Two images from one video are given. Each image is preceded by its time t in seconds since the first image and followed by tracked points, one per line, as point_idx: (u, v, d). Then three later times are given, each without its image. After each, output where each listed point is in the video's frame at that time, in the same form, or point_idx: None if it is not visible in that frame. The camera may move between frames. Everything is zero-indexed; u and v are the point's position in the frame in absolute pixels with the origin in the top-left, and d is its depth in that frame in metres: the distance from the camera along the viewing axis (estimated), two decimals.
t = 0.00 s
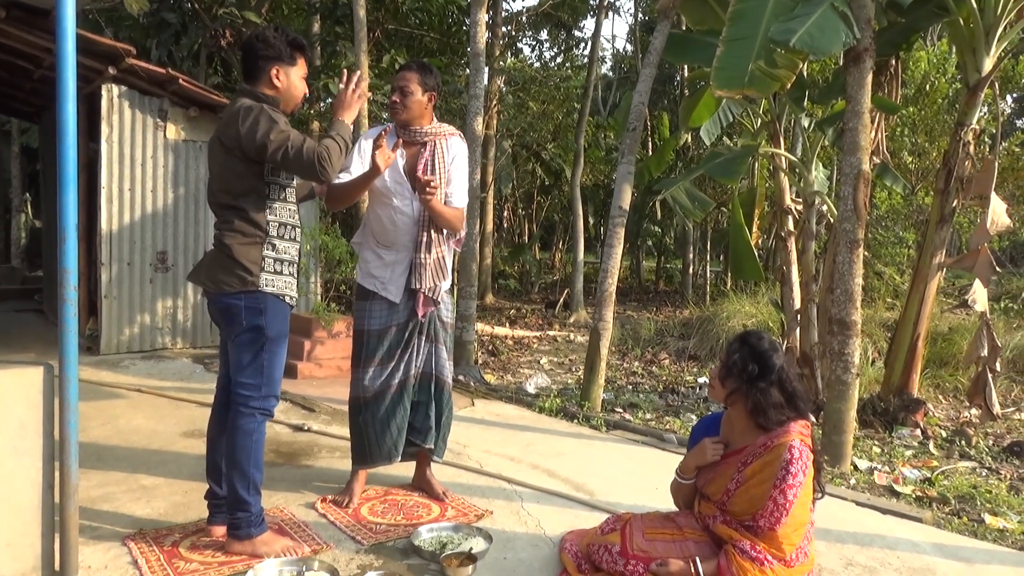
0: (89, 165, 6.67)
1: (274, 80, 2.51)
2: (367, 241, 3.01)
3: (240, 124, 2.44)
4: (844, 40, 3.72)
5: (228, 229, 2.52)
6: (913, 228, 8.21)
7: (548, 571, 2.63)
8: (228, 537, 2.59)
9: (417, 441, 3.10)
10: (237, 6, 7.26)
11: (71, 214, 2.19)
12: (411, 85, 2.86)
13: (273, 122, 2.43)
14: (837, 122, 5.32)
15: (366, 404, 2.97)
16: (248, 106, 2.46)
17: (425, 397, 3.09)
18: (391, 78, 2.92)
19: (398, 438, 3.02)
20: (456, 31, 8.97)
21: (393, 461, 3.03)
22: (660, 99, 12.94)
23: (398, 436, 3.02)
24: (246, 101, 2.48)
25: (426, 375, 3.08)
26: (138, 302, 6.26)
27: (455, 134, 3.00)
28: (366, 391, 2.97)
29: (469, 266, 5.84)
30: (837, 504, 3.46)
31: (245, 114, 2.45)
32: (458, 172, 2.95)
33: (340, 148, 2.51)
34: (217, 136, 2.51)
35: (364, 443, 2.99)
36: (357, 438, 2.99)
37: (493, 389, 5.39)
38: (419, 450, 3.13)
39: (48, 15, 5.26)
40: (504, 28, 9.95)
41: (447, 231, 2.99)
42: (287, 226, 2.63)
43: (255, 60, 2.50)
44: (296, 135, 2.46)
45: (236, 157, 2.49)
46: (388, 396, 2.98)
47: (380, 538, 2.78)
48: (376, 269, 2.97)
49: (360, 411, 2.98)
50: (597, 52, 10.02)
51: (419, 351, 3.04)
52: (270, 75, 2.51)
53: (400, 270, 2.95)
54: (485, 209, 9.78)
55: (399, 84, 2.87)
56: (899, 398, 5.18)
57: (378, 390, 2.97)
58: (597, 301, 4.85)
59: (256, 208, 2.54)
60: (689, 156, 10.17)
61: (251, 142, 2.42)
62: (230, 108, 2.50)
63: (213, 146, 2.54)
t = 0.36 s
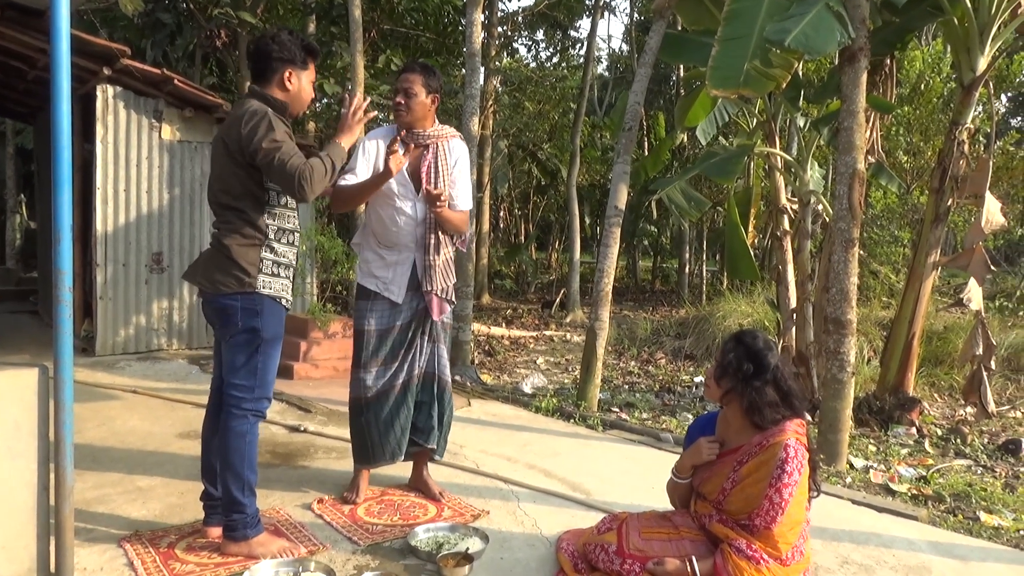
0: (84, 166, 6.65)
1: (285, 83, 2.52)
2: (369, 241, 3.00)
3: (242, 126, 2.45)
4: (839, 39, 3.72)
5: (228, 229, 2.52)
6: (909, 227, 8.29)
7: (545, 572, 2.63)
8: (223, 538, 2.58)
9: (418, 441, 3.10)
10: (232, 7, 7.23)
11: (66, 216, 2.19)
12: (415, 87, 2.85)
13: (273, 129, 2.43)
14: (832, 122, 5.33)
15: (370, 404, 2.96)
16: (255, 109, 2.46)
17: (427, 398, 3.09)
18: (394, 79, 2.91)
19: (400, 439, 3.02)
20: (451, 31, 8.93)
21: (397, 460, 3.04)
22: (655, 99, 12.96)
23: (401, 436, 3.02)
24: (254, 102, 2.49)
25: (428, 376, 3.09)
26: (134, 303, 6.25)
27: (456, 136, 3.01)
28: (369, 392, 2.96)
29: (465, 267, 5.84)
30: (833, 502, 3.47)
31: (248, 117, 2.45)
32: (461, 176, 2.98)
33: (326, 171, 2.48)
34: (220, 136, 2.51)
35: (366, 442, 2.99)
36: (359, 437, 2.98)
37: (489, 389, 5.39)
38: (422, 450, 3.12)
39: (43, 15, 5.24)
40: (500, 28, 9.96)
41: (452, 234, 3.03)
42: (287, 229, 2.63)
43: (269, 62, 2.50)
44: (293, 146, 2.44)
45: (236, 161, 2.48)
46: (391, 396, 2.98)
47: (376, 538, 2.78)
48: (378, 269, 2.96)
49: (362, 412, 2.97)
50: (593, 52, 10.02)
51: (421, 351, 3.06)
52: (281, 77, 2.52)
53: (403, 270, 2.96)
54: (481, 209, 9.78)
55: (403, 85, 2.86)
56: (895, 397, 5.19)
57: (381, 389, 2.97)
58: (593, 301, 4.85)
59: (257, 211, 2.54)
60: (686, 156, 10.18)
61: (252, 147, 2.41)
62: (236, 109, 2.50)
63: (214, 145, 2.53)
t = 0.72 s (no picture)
0: (75, 166, 6.62)
1: (277, 80, 2.52)
2: (352, 239, 3.00)
3: (235, 125, 2.43)
4: (831, 38, 3.73)
5: (227, 229, 2.51)
6: (901, 225, 8.34)
7: (540, 570, 2.63)
8: (218, 539, 2.58)
9: (410, 439, 3.09)
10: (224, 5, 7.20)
11: (58, 216, 2.17)
12: (401, 84, 2.85)
13: (265, 129, 2.42)
14: (825, 120, 5.34)
15: (362, 403, 2.97)
16: (248, 108, 2.45)
17: (417, 394, 3.09)
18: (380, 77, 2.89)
19: (395, 437, 3.02)
20: (444, 30, 8.92)
21: (391, 458, 3.03)
22: (648, 97, 12.98)
23: (396, 433, 3.02)
24: (246, 100, 2.48)
25: (416, 372, 3.08)
26: (126, 303, 6.23)
27: (439, 134, 3.01)
28: (361, 390, 2.97)
29: (459, 266, 5.84)
30: (826, 499, 3.48)
31: (242, 116, 2.44)
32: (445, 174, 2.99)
33: (318, 175, 2.46)
34: (214, 134, 2.50)
35: (360, 441, 2.98)
36: (354, 437, 2.99)
37: (483, 388, 5.39)
38: (412, 447, 3.12)
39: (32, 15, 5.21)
40: (492, 27, 9.94)
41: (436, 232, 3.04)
42: (286, 229, 2.64)
43: (259, 59, 2.49)
44: (284, 147, 2.44)
45: (230, 161, 2.47)
46: (383, 395, 2.98)
47: (371, 538, 2.78)
48: (362, 267, 2.96)
49: (357, 412, 2.98)
50: (586, 51, 10.02)
51: (410, 350, 3.04)
52: (272, 74, 2.51)
53: (389, 268, 2.97)
54: (474, 208, 9.77)
55: (389, 83, 2.85)
56: (887, 394, 5.22)
57: (373, 388, 2.97)
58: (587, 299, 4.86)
59: (255, 211, 2.54)
60: (679, 154, 10.20)
61: (245, 147, 2.40)
62: (229, 108, 2.49)
63: (208, 144, 2.52)
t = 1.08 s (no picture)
0: (72, 161, 6.60)
1: (265, 73, 2.51)
2: (353, 233, 2.98)
3: (230, 119, 2.43)
4: (829, 33, 3.73)
5: (224, 224, 2.51)
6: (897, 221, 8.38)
7: (537, 565, 2.64)
8: (215, 534, 2.58)
9: (401, 433, 3.12)
10: None
11: (54, 211, 2.17)
12: (402, 79, 2.85)
13: (260, 124, 2.41)
14: (822, 115, 5.34)
15: (360, 399, 2.96)
16: (243, 102, 2.45)
17: (411, 389, 3.11)
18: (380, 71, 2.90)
19: (389, 432, 3.03)
20: (441, 25, 8.90)
21: (385, 454, 3.03)
22: (646, 93, 12.98)
23: (390, 428, 3.03)
24: (238, 95, 2.47)
25: (413, 367, 3.11)
26: (123, 298, 6.22)
27: (440, 129, 3.03)
28: (359, 386, 2.96)
29: (457, 262, 5.84)
30: (823, 495, 3.49)
31: (237, 110, 2.43)
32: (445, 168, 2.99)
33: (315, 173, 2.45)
34: (209, 129, 2.49)
35: (356, 436, 2.98)
36: (351, 433, 2.98)
37: (480, 384, 5.39)
38: (405, 442, 3.14)
39: (29, 9, 5.20)
40: (490, 23, 9.93)
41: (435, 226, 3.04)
42: (283, 223, 2.64)
43: (246, 53, 2.48)
44: (280, 143, 2.43)
45: (226, 156, 2.46)
46: (381, 389, 2.98)
47: (368, 533, 2.78)
48: (365, 263, 2.95)
49: (354, 407, 2.97)
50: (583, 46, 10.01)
51: (407, 344, 3.07)
52: (260, 68, 2.50)
53: (390, 263, 2.96)
54: (472, 204, 9.77)
55: (389, 77, 2.85)
56: (884, 389, 5.23)
57: (371, 383, 2.97)
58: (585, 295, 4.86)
59: (253, 206, 2.54)
60: (676, 150, 10.21)
61: (241, 142, 2.39)
62: (222, 103, 2.48)
63: (203, 140, 2.51)
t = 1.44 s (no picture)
0: (66, 160, 6.57)
1: (259, 72, 2.50)
2: (365, 234, 2.99)
3: (219, 119, 2.43)
4: (823, 33, 3.74)
5: (217, 223, 2.50)
6: (892, 221, 8.41)
7: (532, 564, 2.64)
8: (210, 534, 2.58)
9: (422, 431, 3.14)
10: None
11: (47, 209, 2.16)
12: (410, 80, 2.84)
13: (248, 122, 2.41)
14: (817, 115, 5.34)
15: (377, 396, 2.96)
16: (232, 101, 2.44)
17: (431, 387, 3.13)
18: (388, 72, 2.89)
19: (407, 429, 3.03)
20: (438, 24, 8.86)
21: (403, 451, 3.03)
22: (641, 92, 12.99)
23: (408, 426, 3.03)
24: (229, 94, 2.47)
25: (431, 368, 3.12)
26: (117, 297, 6.20)
27: (449, 130, 3.02)
28: (377, 384, 2.95)
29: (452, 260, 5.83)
30: (818, 493, 3.50)
31: (225, 109, 2.43)
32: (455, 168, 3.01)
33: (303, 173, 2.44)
34: (200, 128, 2.50)
35: (374, 432, 2.97)
36: (369, 429, 2.96)
37: (476, 383, 5.39)
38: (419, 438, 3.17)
39: (23, 6, 5.27)
40: (486, 22, 9.91)
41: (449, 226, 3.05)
42: (277, 221, 2.62)
43: (239, 52, 2.47)
44: (268, 142, 2.43)
45: (215, 155, 2.47)
46: (400, 387, 2.98)
47: (363, 533, 2.78)
48: (377, 263, 2.96)
49: (370, 403, 2.97)
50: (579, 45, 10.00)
51: (424, 344, 3.08)
52: (253, 67, 2.49)
53: (404, 263, 2.97)
54: (467, 203, 9.75)
55: (398, 79, 2.84)
56: (878, 388, 5.23)
57: (388, 381, 2.96)
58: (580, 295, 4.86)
59: (244, 205, 2.52)
60: (671, 150, 10.22)
61: (229, 141, 2.39)
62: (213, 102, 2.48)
63: (196, 140, 2.52)
